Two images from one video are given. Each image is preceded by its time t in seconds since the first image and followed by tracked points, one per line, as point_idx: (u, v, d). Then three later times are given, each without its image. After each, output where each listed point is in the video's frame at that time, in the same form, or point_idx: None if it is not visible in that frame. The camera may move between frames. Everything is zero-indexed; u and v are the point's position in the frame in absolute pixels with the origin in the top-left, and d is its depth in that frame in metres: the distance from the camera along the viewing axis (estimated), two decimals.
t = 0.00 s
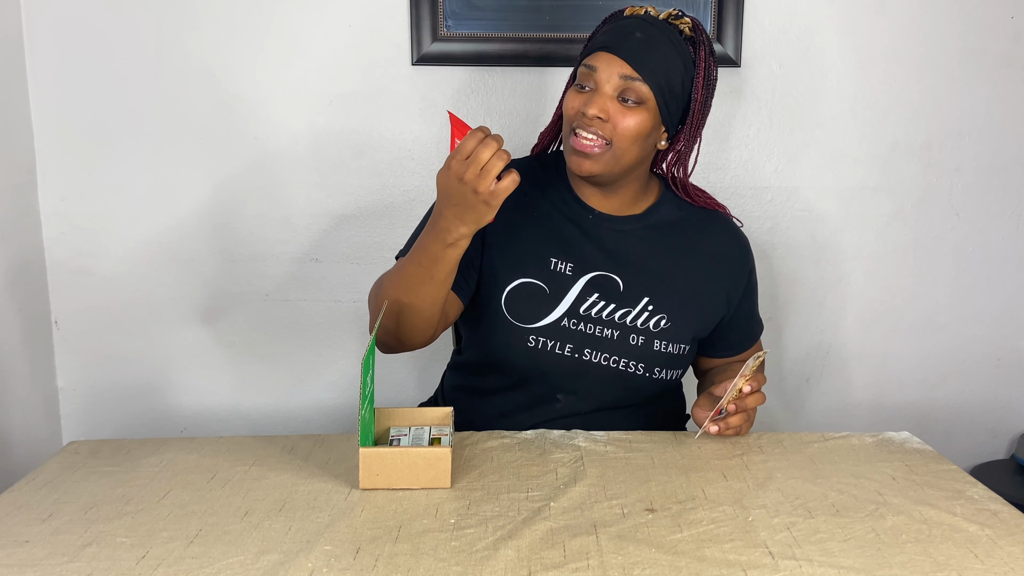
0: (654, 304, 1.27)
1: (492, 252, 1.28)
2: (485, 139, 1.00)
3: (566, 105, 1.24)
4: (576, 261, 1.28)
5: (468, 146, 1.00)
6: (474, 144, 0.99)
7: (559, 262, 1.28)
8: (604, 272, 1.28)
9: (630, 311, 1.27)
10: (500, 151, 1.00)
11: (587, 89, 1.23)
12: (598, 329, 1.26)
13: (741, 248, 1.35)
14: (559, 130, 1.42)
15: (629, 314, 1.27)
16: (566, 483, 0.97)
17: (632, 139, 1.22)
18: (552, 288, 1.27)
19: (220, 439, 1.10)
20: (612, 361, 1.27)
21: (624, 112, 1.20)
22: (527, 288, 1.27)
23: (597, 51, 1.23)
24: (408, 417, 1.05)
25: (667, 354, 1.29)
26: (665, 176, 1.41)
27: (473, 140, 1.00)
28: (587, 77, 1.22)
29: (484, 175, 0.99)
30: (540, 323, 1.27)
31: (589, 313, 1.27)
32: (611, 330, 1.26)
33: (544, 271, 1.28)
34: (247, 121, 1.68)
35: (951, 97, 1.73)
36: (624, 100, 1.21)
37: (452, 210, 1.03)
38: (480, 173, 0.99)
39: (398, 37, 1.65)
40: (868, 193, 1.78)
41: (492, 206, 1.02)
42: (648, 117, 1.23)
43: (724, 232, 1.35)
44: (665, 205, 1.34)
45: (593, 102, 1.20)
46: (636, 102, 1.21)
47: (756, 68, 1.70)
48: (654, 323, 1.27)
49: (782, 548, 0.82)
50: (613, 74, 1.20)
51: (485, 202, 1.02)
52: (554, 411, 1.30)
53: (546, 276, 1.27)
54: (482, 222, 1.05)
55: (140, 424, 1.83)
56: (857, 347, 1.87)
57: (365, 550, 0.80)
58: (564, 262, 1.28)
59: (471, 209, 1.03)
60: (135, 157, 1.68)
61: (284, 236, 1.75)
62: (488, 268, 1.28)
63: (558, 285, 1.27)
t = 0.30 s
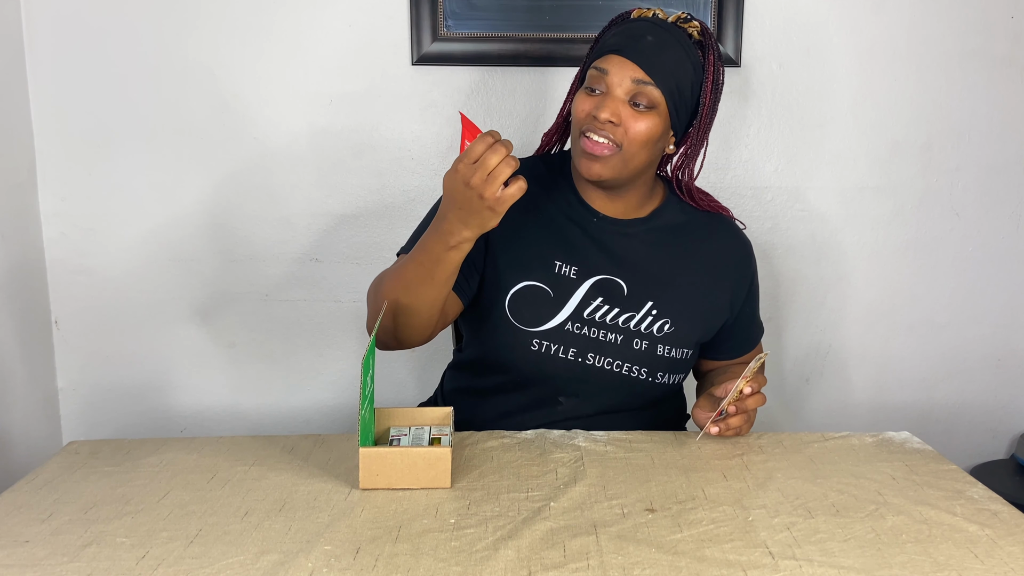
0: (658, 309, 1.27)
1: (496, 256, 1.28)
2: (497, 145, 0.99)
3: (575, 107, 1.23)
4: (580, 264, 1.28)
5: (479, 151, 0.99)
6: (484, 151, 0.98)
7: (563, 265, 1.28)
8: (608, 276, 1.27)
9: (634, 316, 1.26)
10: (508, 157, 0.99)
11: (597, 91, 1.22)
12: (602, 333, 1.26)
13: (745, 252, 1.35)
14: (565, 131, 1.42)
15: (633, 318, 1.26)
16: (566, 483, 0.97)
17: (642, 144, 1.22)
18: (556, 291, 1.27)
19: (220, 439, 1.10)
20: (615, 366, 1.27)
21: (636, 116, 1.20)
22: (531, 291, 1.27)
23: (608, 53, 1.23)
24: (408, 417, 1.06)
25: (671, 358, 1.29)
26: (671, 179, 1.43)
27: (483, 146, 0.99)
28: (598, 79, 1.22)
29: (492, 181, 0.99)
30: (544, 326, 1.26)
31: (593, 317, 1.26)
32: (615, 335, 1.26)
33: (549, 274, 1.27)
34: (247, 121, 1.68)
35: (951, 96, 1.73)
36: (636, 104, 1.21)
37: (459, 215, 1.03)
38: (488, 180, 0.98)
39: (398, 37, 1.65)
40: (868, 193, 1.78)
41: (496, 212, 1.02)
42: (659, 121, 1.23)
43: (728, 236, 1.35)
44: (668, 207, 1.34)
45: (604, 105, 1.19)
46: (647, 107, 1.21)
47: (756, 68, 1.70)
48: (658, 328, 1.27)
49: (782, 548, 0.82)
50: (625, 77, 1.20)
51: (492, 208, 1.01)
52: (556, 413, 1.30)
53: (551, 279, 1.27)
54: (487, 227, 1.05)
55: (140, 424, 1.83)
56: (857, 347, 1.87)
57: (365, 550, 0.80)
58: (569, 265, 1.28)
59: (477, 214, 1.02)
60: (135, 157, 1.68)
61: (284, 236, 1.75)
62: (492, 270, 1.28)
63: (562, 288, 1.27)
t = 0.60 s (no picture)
0: (661, 312, 1.27)
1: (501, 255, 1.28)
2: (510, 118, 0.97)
3: (584, 105, 1.22)
4: (585, 266, 1.28)
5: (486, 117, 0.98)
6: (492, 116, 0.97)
7: (568, 266, 1.28)
8: (613, 278, 1.28)
9: (638, 319, 1.27)
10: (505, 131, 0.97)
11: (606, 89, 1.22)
12: (605, 336, 1.26)
13: (748, 256, 1.36)
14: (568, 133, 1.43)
15: (637, 321, 1.27)
16: (566, 483, 0.97)
17: (653, 141, 1.22)
18: (561, 293, 1.27)
19: (220, 439, 1.10)
20: (618, 369, 1.27)
21: (648, 114, 1.21)
22: (536, 292, 1.27)
23: (617, 52, 1.23)
24: (408, 417, 1.06)
25: (674, 362, 1.29)
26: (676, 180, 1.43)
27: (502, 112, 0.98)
28: (608, 77, 1.21)
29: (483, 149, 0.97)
30: (548, 328, 1.26)
31: (597, 320, 1.26)
32: (619, 338, 1.26)
33: (554, 275, 1.27)
34: (248, 121, 1.68)
35: (951, 96, 1.73)
36: (647, 103, 1.21)
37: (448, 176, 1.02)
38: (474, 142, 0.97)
39: (398, 37, 1.65)
40: (868, 193, 1.78)
41: (478, 181, 0.99)
42: (668, 119, 1.23)
43: (731, 240, 1.35)
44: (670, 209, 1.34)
45: (615, 102, 1.19)
46: (658, 104, 1.22)
47: (756, 68, 1.70)
48: (661, 331, 1.27)
49: (782, 548, 0.82)
50: (636, 75, 1.21)
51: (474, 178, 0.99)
52: (557, 415, 1.29)
53: (556, 280, 1.27)
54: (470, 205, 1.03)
55: (140, 424, 1.83)
56: (857, 347, 1.87)
57: (365, 550, 0.80)
58: (573, 267, 1.28)
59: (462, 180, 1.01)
60: (135, 157, 1.68)
61: (284, 236, 1.75)
62: (497, 270, 1.28)
63: (567, 290, 1.27)
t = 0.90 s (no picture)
0: (666, 311, 1.27)
1: (511, 251, 1.29)
2: (514, 72, 0.92)
3: (581, 107, 1.25)
4: (593, 264, 1.28)
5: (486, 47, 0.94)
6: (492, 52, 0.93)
7: (577, 265, 1.28)
8: (620, 277, 1.28)
9: (643, 318, 1.26)
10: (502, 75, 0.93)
11: (600, 88, 1.24)
12: (612, 335, 1.26)
13: (746, 253, 1.36)
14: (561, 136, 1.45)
15: (642, 320, 1.27)
16: (566, 483, 0.97)
17: (653, 131, 1.25)
18: (570, 291, 1.27)
19: (220, 439, 1.10)
20: (625, 367, 1.27)
21: (645, 106, 1.23)
22: (546, 290, 1.27)
23: (602, 49, 1.25)
24: (408, 417, 1.06)
25: (679, 361, 1.29)
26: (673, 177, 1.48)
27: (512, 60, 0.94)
28: (600, 76, 1.24)
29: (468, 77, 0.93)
30: (556, 326, 1.26)
31: (604, 318, 1.26)
32: (625, 336, 1.26)
33: (563, 273, 1.27)
34: (248, 121, 1.68)
35: (951, 97, 1.73)
36: (642, 95, 1.24)
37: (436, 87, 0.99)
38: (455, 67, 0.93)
39: (398, 37, 1.65)
40: (868, 193, 1.78)
41: (458, 112, 0.96)
42: (664, 107, 1.26)
43: (732, 237, 1.36)
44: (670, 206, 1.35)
45: (613, 99, 1.22)
46: (652, 95, 1.25)
47: (756, 68, 1.70)
48: (666, 330, 1.27)
49: (782, 548, 0.82)
50: (626, 69, 1.23)
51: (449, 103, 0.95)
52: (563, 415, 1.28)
53: (565, 278, 1.27)
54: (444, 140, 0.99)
55: (140, 424, 1.83)
56: (857, 347, 1.87)
57: (365, 550, 0.80)
58: (582, 265, 1.28)
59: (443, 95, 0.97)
60: (135, 158, 1.68)
61: (283, 236, 1.75)
62: (507, 269, 1.29)
63: (575, 288, 1.27)
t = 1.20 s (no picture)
0: (672, 310, 1.27)
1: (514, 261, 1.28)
2: (458, 85, 0.92)
3: (566, 110, 1.25)
4: (596, 270, 1.28)
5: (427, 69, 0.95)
6: (433, 75, 0.93)
7: (580, 271, 1.28)
8: (624, 281, 1.27)
9: (650, 320, 1.26)
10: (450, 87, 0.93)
11: (580, 87, 1.25)
12: (620, 340, 1.26)
13: (747, 245, 1.36)
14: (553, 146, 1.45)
15: (649, 322, 1.26)
16: (566, 483, 0.97)
17: (642, 115, 1.26)
18: (575, 297, 1.27)
19: (220, 440, 1.10)
20: (634, 371, 1.27)
21: (628, 92, 1.24)
22: (551, 299, 1.26)
23: (572, 51, 1.27)
24: (408, 417, 1.06)
25: (688, 360, 1.29)
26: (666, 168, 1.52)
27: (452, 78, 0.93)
28: (577, 77, 1.25)
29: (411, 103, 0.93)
30: (564, 334, 1.26)
31: (611, 324, 1.26)
32: (633, 340, 1.26)
33: (567, 280, 1.27)
34: (248, 121, 1.68)
35: (951, 97, 1.73)
36: (622, 82, 1.25)
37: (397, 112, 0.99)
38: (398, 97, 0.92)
39: (398, 37, 1.65)
40: (868, 193, 1.78)
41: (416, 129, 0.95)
42: (646, 91, 1.27)
43: (731, 231, 1.36)
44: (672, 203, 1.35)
45: (596, 92, 1.23)
46: (632, 80, 1.26)
47: (756, 68, 1.70)
48: (673, 330, 1.27)
49: (782, 548, 0.82)
50: (600, 62, 1.25)
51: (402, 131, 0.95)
52: (574, 419, 1.30)
53: (569, 285, 1.27)
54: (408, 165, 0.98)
55: (140, 424, 1.83)
56: (857, 347, 1.87)
57: (365, 550, 0.80)
58: (585, 271, 1.28)
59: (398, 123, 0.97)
60: (135, 157, 1.68)
61: (283, 236, 1.75)
62: (511, 279, 1.28)
63: (581, 295, 1.27)
